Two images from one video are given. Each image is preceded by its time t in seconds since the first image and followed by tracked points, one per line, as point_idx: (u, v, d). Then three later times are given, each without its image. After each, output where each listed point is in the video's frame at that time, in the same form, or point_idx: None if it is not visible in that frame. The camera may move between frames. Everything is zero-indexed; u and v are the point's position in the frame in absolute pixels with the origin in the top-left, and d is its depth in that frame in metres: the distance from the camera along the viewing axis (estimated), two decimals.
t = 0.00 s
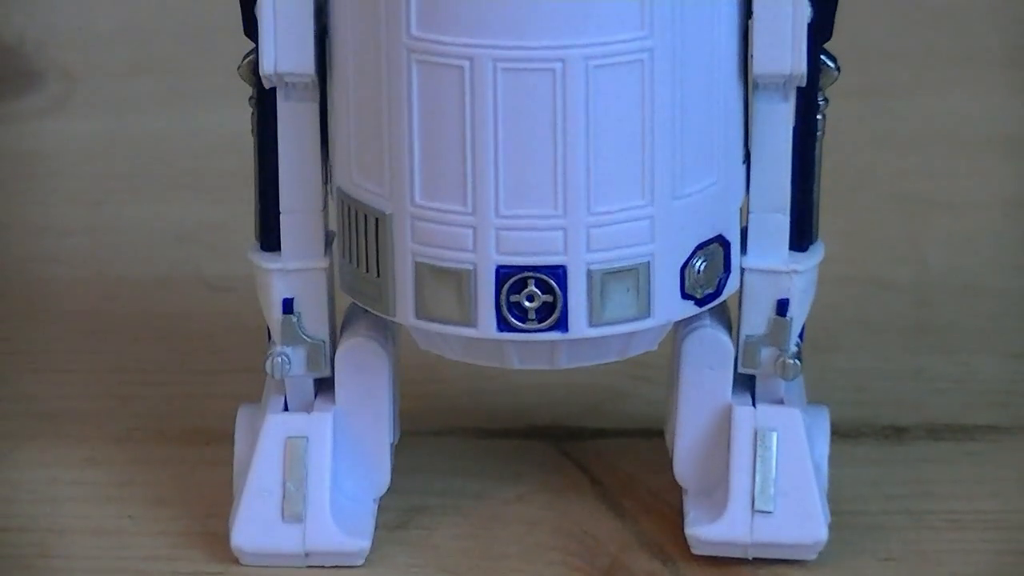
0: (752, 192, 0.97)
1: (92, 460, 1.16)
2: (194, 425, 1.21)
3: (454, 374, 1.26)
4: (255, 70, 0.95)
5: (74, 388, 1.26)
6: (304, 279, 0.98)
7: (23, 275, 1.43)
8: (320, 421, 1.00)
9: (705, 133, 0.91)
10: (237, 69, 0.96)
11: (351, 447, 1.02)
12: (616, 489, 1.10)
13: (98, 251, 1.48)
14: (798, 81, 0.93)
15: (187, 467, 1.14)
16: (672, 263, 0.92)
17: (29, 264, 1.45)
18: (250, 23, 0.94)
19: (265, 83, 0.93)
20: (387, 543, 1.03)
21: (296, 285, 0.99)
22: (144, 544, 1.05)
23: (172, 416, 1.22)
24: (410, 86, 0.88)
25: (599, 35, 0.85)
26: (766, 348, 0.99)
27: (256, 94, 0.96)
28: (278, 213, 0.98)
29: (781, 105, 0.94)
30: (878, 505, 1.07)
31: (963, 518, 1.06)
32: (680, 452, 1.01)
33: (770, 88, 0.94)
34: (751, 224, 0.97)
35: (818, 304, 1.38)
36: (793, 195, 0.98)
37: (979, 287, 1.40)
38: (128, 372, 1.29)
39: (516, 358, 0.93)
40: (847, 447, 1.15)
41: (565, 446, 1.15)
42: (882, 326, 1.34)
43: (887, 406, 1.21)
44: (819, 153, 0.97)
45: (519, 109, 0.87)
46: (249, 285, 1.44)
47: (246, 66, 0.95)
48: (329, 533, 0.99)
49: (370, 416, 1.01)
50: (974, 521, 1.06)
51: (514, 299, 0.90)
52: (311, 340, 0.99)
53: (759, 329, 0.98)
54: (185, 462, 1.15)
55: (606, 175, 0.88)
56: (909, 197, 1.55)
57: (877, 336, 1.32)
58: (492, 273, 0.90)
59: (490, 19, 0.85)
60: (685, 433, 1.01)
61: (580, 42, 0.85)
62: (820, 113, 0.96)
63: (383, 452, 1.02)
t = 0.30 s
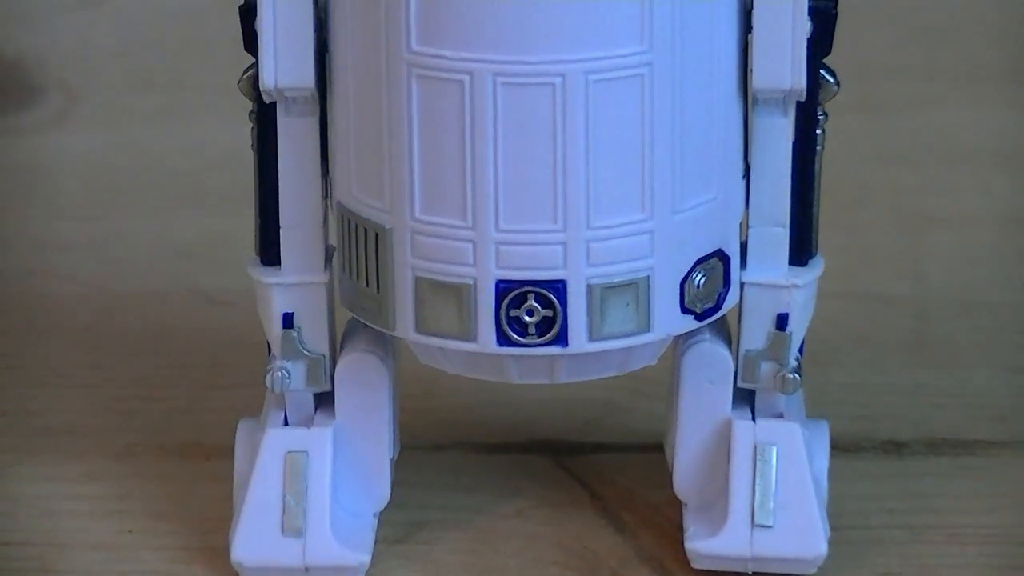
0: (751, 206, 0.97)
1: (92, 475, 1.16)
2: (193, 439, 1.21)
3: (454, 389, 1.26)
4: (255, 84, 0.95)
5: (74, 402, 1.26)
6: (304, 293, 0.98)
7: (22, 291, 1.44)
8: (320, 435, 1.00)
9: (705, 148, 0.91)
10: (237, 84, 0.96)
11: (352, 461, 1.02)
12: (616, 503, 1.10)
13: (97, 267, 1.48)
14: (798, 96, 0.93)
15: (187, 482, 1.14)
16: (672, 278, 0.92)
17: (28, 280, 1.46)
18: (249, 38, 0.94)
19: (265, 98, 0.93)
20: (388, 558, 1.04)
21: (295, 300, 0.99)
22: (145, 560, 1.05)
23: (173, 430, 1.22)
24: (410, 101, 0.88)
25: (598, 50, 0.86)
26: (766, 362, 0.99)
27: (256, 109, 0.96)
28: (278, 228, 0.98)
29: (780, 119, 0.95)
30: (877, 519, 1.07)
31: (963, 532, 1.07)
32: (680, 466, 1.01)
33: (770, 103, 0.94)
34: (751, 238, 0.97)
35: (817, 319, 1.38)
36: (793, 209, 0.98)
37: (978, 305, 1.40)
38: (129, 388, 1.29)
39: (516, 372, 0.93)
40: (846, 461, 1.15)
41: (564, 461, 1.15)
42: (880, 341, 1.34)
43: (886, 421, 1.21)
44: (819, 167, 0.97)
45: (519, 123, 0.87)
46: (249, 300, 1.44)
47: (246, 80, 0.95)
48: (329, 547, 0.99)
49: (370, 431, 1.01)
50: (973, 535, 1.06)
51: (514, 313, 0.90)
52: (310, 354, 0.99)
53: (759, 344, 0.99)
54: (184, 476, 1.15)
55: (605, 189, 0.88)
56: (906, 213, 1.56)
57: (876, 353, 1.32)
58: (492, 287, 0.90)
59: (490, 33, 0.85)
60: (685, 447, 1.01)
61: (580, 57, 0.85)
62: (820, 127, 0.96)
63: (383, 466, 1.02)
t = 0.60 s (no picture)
0: (751, 221, 0.97)
1: (92, 490, 1.16)
2: (194, 453, 1.21)
3: (455, 403, 1.26)
4: (255, 99, 0.95)
5: (75, 416, 1.26)
6: (304, 308, 0.99)
7: (21, 306, 1.44)
8: (320, 450, 0.99)
9: (705, 162, 0.91)
10: (237, 98, 0.96)
11: (351, 475, 1.02)
12: (616, 518, 1.10)
13: (97, 282, 1.49)
14: (798, 110, 0.93)
15: (188, 496, 1.15)
16: (672, 292, 0.92)
17: (28, 295, 1.46)
18: (250, 52, 0.94)
19: (265, 112, 0.94)
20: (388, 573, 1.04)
21: (295, 314, 0.99)
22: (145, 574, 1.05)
23: (173, 444, 1.22)
24: (410, 116, 0.88)
25: (599, 65, 0.86)
26: (765, 377, 0.99)
27: (256, 123, 0.96)
28: (278, 242, 0.98)
29: (780, 134, 0.95)
30: (877, 534, 1.07)
31: (963, 546, 1.07)
32: (680, 480, 1.01)
33: (769, 117, 0.94)
34: (750, 252, 0.97)
35: (816, 334, 1.38)
36: (793, 223, 0.98)
37: (977, 320, 1.41)
38: (129, 402, 1.29)
39: (516, 386, 0.93)
40: (846, 476, 1.15)
41: (565, 475, 1.15)
42: (880, 356, 1.34)
43: (886, 435, 1.21)
44: (818, 182, 0.98)
45: (519, 138, 0.87)
46: (249, 315, 1.44)
47: (246, 94, 0.95)
48: (329, 562, 0.99)
49: (370, 445, 1.01)
50: (974, 550, 1.06)
51: (514, 327, 0.90)
52: (310, 368, 0.99)
53: (759, 358, 0.99)
54: (185, 490, 1.16)
55: (605, 203, 0.88)
56: (904, 229, 1.56)
57: (875, 367, 1.32)
58: (492, 302, 0.90)
59: (490, 48, 0.85)
60: (685, 461, 1.01)
61: (580, 71, 0.86)
62: (819, 142, 0.97)
63: (383, 480, 1.02)
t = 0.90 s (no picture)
0: (751, 236, 0.97)
1: (91, 505, 1.16)
2: (193, 469, 1.21)
3: (455, 418, 1.26)
4: (255, 114, 0.96)
5: (75, 431, 1.26)
6: (304, 322, 0.99)
7: (20, 322, 1.44)
8: (321, 464, 0.99)
9: (704, 178, 0.91)
10: (237, 113, 0.96)
11: (351, 490, 1.02)
12: (616, 533, 1.10)
13: (96, 298, 1.49)
14: (797, 126, 0.93)
15: (188, 511, 1.15)
16: (671, 307, 0.92)
17: (28, 312, 1.46)
18: (250, 68, 0.95)
19: (265, 128, 0.94)
20: None
21: (295, 329, 0.99)
22: None
23: (173, 460, 1.22)
24: (410, 131, 0.88)
25: (598, 80, 0.86)
26: (765, 392, 0.99)
27: (256, 138, 0.96)
28: (278, 257, 0.98)
29: (780, 149, 0.95)
30: (877, 549, 1.07)
31: (962, 562, 1.07)
32: (680, 495, 1.01)
33: (769, 132, 0.94)
34: (750, 267, 0.97)
35: (816, 349, 1.38)
36: (792, 239, 0.98)
37: (976, 336, 1.41)
38: (129, 418, 1.29)
39: (516, 401, 0.93)
40: (846, 490, 1.15)
41: (565, 490, 1.15)
42: (880, 371, 1.34)
43: (886, 449, 1.21)
44: (818, 197, 0.98)
45: (519, 153, 0.87)
46: (249, 331, 1.44)
47: (246, 110, 0.95)
48: None
49: (370, 459, 1.01)
50: (973, 565, 1.07)
51: (514, 342, 0.90)
52: (310, 384, 0.99)
53: (758, 373, 0.99)
54: (184, 505, 1.16)
55: (605, 218, 0.88)
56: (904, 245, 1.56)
57: (875, 383, 1.32)
58: (491, 317, 0.90)
59: (490, 63, 0.86)
60: (685, 476, 1.01)
61: (580, 86, 0.86)
62: (819, 157, 0.97)
63: (383, 495, 1.02)
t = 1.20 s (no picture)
0: (750, 251, 0.97)
1: (91, 520, 1.16)
2: (193, 483, 1.21)
3: (454, 433, 1.26)
4: (255, 130, 0.96)
5: (74, 446, 1.26)
6: (304, 338, 0.99)
7: (20, 336, 1.44)
8: (321, 480, 0.99)
9: (704, 192, 0.91)
10: (237, 129, 0.96)
11: (351, 505, 1.02)
12: (616, 548, 1.10)
13: (96, 313, 1.49)
14: (797, 141, 0.93)
15: (188, 526, 1.15)
16: (671, 322, 0.92)
17: (28, 326, 1.46)
18: (250, 84, 0.95)
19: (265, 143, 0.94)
20: None
21: (295, 345, 0.99)
22: None
23: (173, 474, 1.22)
24: (410, 146, 0.88)
25: (598, 95, 0.86)
26: (765, 407, 0.99)
27: (256, 154, 0.97)
28: (278, 272, 0.98)
29: (780, 164, 0.95)
30: (876, 564, 1.07)
31: None
32: (680, 510, 1.01)
33: (769, 147, 0.95)
34: (749, 283, 0.97)
35: (816, 364, 1.38)
36: (791, 254, 0.98)
37: (975, 350, 1.41)
38: (129, 432, 1.29)
39: (516, 416, 0.93)
40: (845, 505, 1.15)
41: (565, 506, 1.16)
42: (881, 386, 1.34)
43: (886, 464, 1.21)
44: (817, 213, 0.98)
45: (519, 168, 0.87)
46: (248, 346, 1.44)
47: (246, 125, 0.96)
48: None
49: (370, 475, 1.01)
50: None
51: (514, 357, 0.90)
52: (310, 399, 0.99)
53: (758, 388, 0.99)
54: (185, 520, 1.16)
55: (605, 233, 0.89)
56: (903, 259, 1.56)
57: (876, 397, 1.32)
58: (491, 332, 0.90)
59: (490, 78, 0.86)
60: (685, 491, 1.01)
61: (580, 102, 0.86)
62: (819, 172, 0.97)
63: (383, 511, 1.02)
